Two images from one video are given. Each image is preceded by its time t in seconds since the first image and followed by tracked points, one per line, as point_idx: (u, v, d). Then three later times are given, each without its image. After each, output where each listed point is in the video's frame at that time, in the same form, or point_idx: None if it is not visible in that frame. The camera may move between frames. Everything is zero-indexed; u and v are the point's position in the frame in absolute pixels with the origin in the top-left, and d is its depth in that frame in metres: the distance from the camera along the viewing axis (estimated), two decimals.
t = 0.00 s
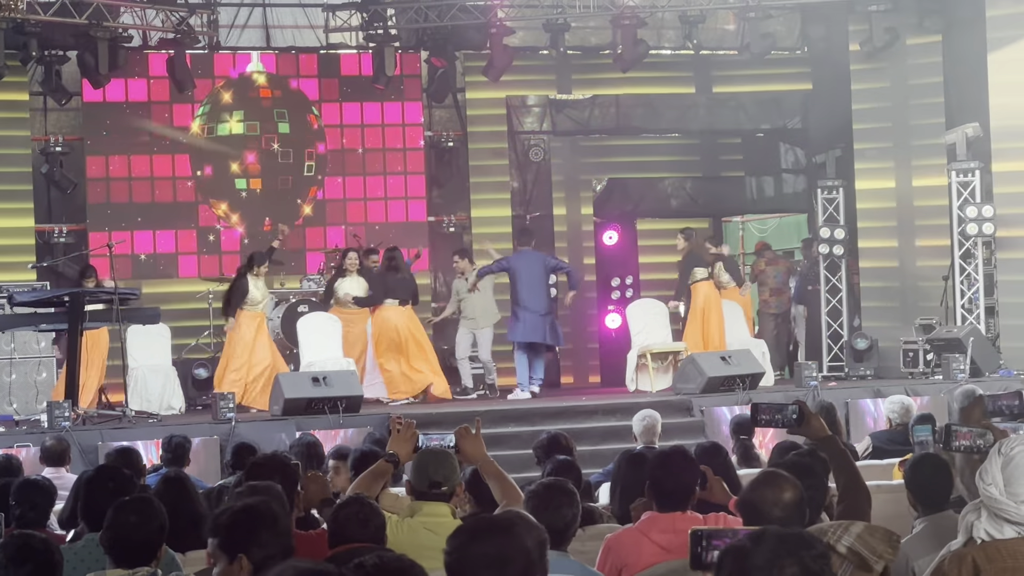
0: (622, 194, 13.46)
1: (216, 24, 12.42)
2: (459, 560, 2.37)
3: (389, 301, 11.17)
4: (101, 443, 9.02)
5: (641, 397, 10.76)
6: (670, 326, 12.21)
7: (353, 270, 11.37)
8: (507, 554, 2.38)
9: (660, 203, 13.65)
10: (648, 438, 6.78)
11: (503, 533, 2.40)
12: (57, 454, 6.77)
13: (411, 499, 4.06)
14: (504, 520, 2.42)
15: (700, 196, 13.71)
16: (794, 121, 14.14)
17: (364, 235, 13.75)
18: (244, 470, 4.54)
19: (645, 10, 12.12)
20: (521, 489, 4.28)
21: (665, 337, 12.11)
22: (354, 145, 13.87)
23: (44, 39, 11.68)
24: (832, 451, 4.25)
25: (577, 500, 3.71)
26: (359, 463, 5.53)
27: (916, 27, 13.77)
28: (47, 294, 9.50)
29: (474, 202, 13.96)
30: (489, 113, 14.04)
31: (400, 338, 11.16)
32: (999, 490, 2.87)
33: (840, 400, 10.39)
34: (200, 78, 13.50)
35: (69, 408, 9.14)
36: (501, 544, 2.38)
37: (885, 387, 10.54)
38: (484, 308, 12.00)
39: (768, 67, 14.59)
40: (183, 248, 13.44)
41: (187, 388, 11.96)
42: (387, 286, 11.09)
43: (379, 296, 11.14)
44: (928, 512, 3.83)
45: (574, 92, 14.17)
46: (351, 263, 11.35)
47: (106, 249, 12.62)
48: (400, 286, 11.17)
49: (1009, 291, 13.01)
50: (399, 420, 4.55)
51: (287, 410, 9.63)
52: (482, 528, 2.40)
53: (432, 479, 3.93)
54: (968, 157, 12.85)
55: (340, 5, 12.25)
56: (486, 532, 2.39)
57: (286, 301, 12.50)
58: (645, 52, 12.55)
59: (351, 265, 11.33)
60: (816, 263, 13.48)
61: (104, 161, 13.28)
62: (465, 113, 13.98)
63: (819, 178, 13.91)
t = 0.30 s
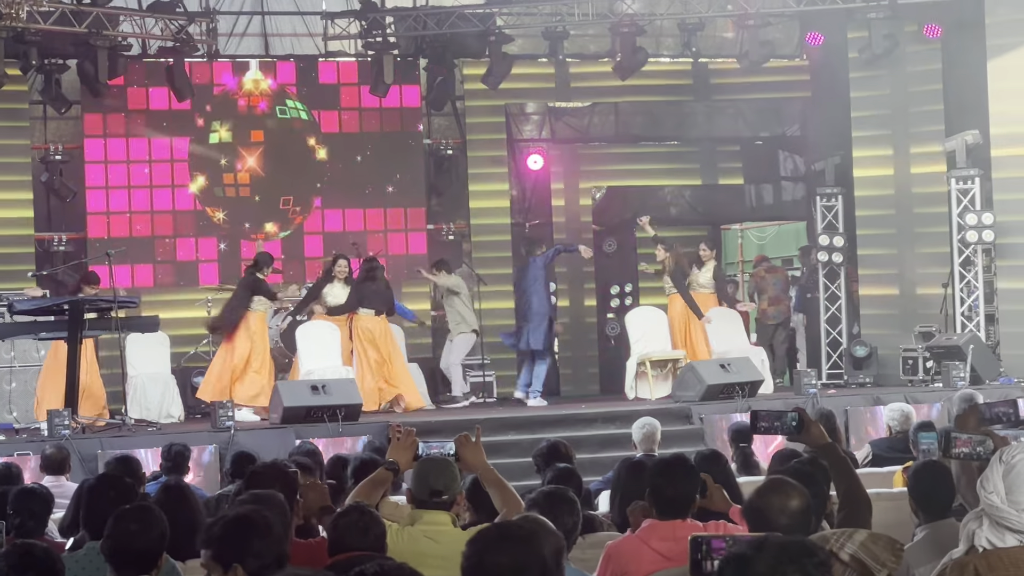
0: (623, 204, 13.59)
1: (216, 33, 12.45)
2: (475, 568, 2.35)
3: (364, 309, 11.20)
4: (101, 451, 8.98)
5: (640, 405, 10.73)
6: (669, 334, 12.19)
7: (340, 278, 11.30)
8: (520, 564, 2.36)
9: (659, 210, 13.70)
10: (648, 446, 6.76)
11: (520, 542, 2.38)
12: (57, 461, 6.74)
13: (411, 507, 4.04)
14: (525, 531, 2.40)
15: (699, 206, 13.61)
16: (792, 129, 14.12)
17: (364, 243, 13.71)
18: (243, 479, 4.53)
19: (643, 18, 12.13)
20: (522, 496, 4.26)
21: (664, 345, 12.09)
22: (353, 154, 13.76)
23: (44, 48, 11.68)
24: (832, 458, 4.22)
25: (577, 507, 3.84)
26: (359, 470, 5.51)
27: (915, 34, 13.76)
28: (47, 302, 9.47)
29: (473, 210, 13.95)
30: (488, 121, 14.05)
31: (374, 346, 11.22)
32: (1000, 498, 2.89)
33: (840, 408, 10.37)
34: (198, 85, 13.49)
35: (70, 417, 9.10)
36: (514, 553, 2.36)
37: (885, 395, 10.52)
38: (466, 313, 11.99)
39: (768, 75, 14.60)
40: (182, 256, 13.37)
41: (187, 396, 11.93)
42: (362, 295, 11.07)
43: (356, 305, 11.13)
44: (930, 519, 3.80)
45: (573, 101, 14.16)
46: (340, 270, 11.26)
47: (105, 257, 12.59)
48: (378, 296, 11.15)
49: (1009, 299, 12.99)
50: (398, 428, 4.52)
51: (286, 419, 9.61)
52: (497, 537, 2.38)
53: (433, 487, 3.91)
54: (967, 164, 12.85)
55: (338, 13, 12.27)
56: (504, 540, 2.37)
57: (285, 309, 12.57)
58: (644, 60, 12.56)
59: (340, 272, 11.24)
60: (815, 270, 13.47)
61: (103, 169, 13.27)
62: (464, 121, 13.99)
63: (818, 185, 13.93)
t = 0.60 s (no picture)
0: (622, 208, 13.80)
1: (216, 39, 12.43)
2: None
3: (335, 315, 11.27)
4: (102, 458, 8.97)
5: (641, 411, 10.70)
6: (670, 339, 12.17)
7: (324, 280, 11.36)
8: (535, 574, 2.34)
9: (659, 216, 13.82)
10: (648, 452, 6.74)
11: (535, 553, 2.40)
12: (58, 468, 6.72)
13: (413, 513, 4.01)
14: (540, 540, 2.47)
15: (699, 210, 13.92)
16: (791, 134, 14.36)
17: (365, 249, 13.69)
18: (244, 485, 4.51)
19: (645, 23, 12.10)
20: (524, 503, 4.25)
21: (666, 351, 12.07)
22: (354, 159, 13.83)
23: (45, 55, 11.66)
24: (834, 464, 4.23)
25: (578, 513, 3.84)
26: (360, 476, 5.49)
27: (916, 39, 13.74)
28: (48, 309, 9.45)
29: (473, 217, 13.95)
30: (488, 128, 14.04)
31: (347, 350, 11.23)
32: (1003, 504, 2.89)
33: (841, 414, 10.34)
34: (200, 91, 13.54)
35: (70, 423, 9.08)
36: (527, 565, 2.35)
37: (886, 400, 10.49)
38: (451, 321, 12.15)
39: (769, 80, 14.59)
40: (183, 263, 13.36)
41: (187, 402, 11.92)
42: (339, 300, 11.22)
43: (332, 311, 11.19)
44: (932, 525, 3.77)
45: (573, 107, 14.14)
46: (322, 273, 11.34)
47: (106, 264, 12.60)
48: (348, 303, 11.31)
49: (1010, 304, 12.97)
50: (400, 433, 4.47)
51: (287, 425, 9.60)
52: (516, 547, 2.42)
53: (435, 494, 3.87)
54: (968, 170, 12.84)
55: (339, 19, 12.26)
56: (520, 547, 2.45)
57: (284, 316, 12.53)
58: (645, 66, 12.53)
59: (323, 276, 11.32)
60: (816, 276, 13.46)
61: (104, 175, 13.25)
62: (465, 127, 13.96)
63: (818, 191, 14.09)
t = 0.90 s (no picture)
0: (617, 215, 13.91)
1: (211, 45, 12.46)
2: None
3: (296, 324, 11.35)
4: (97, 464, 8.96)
5: (636, 417, 10.70)
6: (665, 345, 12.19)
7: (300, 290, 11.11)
8: None
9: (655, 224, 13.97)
10: (643, 457, 6.74)
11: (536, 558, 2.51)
12: (53, 474, 6.70)
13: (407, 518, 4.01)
14: (541, 546, 2.59)
15: (695, 215, 13.97)
16: (787, 140, 14.38)
17: (359, 256, 13.66)
18: (239, 491, 4.52)
19: (639, 29, 12.15)
20: (519, 509, 4.26)
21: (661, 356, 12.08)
22: (350, 166, 13.81)
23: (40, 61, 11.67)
24: (827, 468, 4.23)
25: (573, 519, 3.85)
26: (356, 482, 5.48)
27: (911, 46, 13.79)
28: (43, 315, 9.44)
29: (468, 223, 13.96)
30: (484, 134, 14.07)
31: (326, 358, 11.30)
32: (996, 509, 2.91)
33: (836, 419, 10.36)
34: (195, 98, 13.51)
35: (65, 430, 9.05)
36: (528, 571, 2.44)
37: (881, 405, 10.50)
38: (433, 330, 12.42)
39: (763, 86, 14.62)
40: (179, 270, 13.36)
41: (182, 409, 11.90)
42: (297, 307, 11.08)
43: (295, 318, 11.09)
44: (925, 530, 3.78)
45: (568, 113, 14.15)
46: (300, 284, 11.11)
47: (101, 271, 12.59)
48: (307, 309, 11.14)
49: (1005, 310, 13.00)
50: (395, 439, 4.49)
51: (282, 432, 9.59)
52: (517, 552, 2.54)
53: (430, 500, 3.85)
54: (962, 175, 12.87)
55: (334, 25, 12.30)
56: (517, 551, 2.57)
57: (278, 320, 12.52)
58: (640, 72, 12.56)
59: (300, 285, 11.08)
60: (811, 281, 13.49)
61: (99, 180, 13.13)
62: (460, 133, 13.98)
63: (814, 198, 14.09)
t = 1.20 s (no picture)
0: (610, 220, 14.30)
1: (203, 51, 12.43)
2: None
3: (262, 328, 11.06)
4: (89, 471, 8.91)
5: (628, 422, 10.67)
6: (658, 350, 12.19)
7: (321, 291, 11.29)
8: None
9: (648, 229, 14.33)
10: (636, 463, 6.72)
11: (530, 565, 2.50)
12: (43, 481, 6.66)
13: (400, 525, 3.99)
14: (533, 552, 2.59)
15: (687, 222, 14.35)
16: (780, 146, 14.23)
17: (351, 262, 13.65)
18: (231, 498, 4.48)
19: (632, 35, 12.13)
20: (513, 515, 4.23)
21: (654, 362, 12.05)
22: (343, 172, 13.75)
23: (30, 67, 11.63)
24: (820, 475, 4.20)
25: (566, 527, 3.81)
26: (348, 488, 5.45)
27: (903, 51, 13.80)
28: (34, 322, 9.39)
29: (461, 229, 13.93)
30: (476, 140, 14.06)
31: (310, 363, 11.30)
32: (988, 514, 2.91)
33: (829, 425, 10.34)
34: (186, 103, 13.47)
35: (56, 437, 9.00)
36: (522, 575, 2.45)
37: (874, 411, 10.49)
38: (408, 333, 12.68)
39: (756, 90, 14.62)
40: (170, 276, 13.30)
41: (174, 415, 11.86)
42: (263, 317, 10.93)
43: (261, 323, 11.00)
44: (918, 536, 3.76)
45: (560, 118, 14.15)
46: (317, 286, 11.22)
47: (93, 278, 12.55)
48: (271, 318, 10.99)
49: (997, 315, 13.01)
50: (388, 445, 4.42)
51: (275, 438, 9.55)
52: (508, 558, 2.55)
53: (421, 506, 3.85)
54: (955, 181, 12.88)
55: (325, 31, 12.27)
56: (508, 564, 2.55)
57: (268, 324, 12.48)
58: (632, 77, 12.54)
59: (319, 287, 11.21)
60: (804, 288, 13.49)
61: (89, 189, 13.18)
62: (453, 139, 13.96)
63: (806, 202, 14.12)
